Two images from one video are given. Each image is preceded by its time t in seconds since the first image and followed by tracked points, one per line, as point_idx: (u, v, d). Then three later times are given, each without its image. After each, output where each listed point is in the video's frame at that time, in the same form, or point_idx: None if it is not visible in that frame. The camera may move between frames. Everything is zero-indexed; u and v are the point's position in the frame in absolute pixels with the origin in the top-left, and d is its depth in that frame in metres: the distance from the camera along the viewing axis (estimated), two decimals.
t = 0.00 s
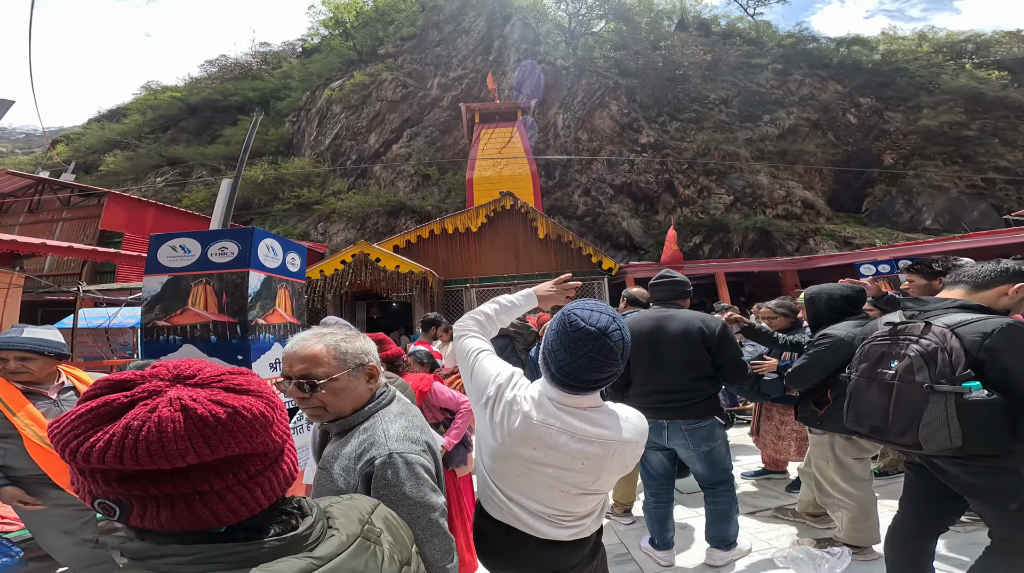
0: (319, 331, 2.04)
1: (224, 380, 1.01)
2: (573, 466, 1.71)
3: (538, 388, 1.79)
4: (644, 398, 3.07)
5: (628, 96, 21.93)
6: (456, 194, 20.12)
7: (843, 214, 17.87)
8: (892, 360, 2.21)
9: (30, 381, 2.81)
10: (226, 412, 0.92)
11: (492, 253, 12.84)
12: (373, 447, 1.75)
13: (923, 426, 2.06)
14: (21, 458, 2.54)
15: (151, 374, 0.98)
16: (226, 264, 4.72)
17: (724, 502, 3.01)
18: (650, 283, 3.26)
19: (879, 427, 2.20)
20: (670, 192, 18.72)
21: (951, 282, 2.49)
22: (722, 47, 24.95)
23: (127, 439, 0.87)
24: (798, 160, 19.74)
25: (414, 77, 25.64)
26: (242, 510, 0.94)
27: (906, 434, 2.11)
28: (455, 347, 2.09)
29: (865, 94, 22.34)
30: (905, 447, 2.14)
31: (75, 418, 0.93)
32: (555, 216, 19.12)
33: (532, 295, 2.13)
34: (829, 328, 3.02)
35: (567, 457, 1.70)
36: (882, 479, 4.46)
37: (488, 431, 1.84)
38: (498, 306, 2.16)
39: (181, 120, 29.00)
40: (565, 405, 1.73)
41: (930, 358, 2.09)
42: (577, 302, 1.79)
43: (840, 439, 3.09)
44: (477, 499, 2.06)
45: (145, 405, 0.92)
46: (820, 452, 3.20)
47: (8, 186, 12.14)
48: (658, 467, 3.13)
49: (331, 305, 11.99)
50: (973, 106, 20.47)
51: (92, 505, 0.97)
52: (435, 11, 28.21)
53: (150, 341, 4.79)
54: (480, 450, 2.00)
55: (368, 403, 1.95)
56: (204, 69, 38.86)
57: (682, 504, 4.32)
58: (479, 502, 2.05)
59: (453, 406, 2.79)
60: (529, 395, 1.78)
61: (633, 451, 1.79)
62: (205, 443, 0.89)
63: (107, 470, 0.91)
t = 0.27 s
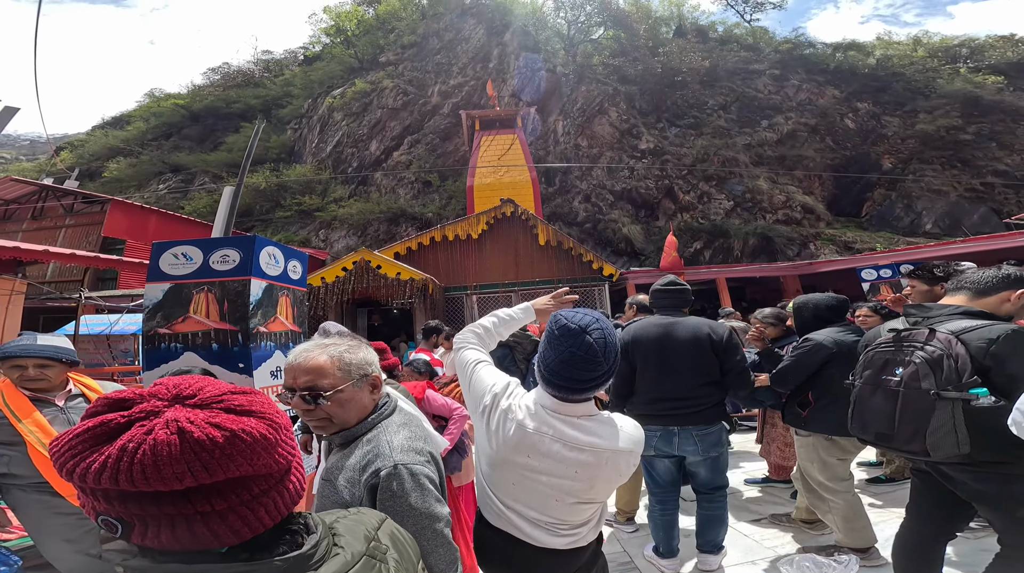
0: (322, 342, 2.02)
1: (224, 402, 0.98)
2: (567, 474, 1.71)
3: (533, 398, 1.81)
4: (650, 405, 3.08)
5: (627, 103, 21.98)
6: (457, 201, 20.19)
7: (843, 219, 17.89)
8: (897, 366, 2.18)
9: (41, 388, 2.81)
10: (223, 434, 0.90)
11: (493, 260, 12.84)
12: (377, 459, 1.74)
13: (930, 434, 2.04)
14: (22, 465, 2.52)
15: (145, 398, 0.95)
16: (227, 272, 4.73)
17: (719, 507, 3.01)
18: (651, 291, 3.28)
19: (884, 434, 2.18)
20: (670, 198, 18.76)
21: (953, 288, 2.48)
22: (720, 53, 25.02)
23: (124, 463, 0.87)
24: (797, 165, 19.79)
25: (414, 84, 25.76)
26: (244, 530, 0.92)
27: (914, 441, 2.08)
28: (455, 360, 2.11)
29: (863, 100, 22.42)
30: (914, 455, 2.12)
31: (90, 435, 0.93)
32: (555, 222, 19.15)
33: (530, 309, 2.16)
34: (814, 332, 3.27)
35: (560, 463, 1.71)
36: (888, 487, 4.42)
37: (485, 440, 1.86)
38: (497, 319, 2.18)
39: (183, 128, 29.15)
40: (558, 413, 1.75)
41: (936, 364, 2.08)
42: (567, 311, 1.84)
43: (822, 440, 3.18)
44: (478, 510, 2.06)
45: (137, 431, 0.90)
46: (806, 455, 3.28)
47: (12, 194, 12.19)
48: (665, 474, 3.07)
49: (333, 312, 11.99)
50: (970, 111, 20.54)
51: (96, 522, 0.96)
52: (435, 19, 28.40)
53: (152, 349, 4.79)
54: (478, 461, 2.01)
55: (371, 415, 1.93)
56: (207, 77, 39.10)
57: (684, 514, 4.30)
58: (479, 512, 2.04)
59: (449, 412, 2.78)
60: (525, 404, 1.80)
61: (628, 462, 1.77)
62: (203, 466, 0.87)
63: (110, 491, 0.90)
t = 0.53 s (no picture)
0: (333, 350, 2.01)
1: (245, 417, 0.97)
2: (563, 472, 1.71)
3: (534, 398, 1.81)
4: (668, 408, 3.08)
5: (627, 106, 21.95)
6: (459, 205, 20.24)
7: (845, 221, 17.88)
8: (904, 371, 2.18)
9: (53, 393, 2.82)
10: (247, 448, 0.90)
11: (495, 263, 12.83)
12: (390, 464, 1.73)
13: (940, 437, 2.02)
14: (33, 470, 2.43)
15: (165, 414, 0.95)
16: (233, 277, 4.83)
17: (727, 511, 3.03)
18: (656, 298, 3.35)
19: (894, 438, 2.18)
20: (671, 201, 18.77)
21: (955, 293, 2.47)
22: (719, 56, 25.03)
23: (147, 481, 0.85)
24: (798, 168, 19.75)
25: (416, 89, 25.85)
26: (266, 545, 0.92)
27: (924, 445, 2.07)
28: (462, 365, 2.11)
29: (863, 102, 22.43)
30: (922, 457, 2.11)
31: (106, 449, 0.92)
32: (557, 226, 19.17)
33: (536, 321, 2.15)
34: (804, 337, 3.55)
35: (557, 462, 1.71)
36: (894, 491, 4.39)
37: (486, 438, 1.86)
38: (504, 328, 2.16)
39: (187, 132, 29.29)
40: (557, 412, 1.75)
41: (944, 368, 2.06)
42: (570, 318, 1.86)
43: (814, 437, 3.37)
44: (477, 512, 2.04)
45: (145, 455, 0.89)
46: (790, 448, 3.46)
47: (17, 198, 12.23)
48: (677, 477, 3.08)
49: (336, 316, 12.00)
50: (971, 112, 20.56)
51: (106, 540, 0.94)
52: (436, 24, 28.50)
53: (158, 354, 4.84)
54: (480, 462, 2.01)
55: (382, 421, 1.92)
56: (210, 81, 39.29)
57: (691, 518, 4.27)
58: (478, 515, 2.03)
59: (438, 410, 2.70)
60: (527, 404, 1.79)
61: (624, 464, 1.77)
62: (228, 486, 0.86)
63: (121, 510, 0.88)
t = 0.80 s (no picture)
0: (337, 348, 2.02)
1: (191, 426, 0.94)
2: (575, 468, 1.71)
3: (547, 393, 1.82)
4: (683, 406, 3.09)
5: (628, 107, 21.92)
6: (459, 206, 20.26)
7: (847, 221, 17.88)
8: (913, 368, 2.18)
9: (54, 393, 2.80)
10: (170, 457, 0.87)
11: (496, 264, 12.83)
12: (394, 462, 1.72)
13: (953, 434, 2.01)
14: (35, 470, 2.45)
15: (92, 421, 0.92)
16: (236, 277, 4.84)
17: (734, 513, 3.10)
18: (661, 295, 3.38)
19: (904, 436, 2.17)
20: (672, 202, 18.77)
21: (957, 291, 2.47)
22: (719, 57, 25.04)
23: (69, 502, 0.83)
24: (799, 168, 19.75)
25: (417, 90, 25.85)
26: (228, 559, 0.91)
27: (935, 442, 2.06)
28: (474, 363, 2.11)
29: (863, 102, 22.43)
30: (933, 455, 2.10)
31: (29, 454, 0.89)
32: (557, 226, 19.19)
33: (545, 318, 2.18)
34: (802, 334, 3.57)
35: (569, 456, 1.71)
36: (894, 491, 4.39)
37: (498, 433, 1.86)
38: (515, 327, 2.17)
39: (188, 133, 29.33)
40: (570, 407, 1.75)
41: (955, 365, 2.06)
42: (583, 315, 1.86)
43: (809, 431, 3.41)
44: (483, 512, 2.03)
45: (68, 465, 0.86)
46: (785, 443, 3.50)
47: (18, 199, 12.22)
48: (684, 478, 3.15)
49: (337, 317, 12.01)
50: (971, 112, 20.54)
51: (48, 557, 0.92)
52: (436, 25, 28.52)
53: (161, 354, 4.84)
54: (489, 460, 2.00)
55: (386, 419, 1.91)
56: (211, 82, 39.32)
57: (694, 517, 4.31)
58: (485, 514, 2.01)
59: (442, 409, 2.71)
60: (540, 398, 1.80)
61: (635, 459, 1.77)
62: (174, 503, 0.85)
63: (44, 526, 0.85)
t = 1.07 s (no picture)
0: (337, 348, 2.01)
1: (279, 428, 0.96)
2: (592, 475, 1.71)
3: (566, 398, 1.82)
4: (685, 406, 3.09)
5: (628, 107, 21.95)
6: (459, 206, 20.30)
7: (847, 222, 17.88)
8: (911, 368, 2.18)
9: (53, 394, 2.80)
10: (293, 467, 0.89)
11: (495, 264, 12.84)
12: (390, 462, 1.73)
13: (957, 433, 2.01)
14: (26, 471, 2.55)
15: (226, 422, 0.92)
16: (236, 277, 4.86)
17: (730, 509, 3.12)
18: (653, 301, 3.46)
19: (904, 436, 2.17)
20: (671, 202, 18.73)
21: (948, 292, 2.50)
22: (719, 57, 25.04)
23: (171, 498, 0.80)
24: (799, 168, 19.66)
25: (417, 90, 25.86)
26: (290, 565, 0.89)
27: (937, 441, 2.07)
28: (485, 365, 2.11)
29: (863, 102, 22.42)
30: (933, 455, 2.10)
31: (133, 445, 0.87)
32: (557, 227, 19.22)
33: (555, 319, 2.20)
34: (791, 335, 3.59)
35: (587, 463, 1.71)
36: (893, 491, 4.40)
37: (511, 436, 1.87)
38: (527, 327, 2.17)
39: (189, 133, 29.39)
40: (589, 415, 1.76)
41: (956, 364, 2.06)
42: (605, 323, 1.85)
43: (795, 430, 3.43)
44: (485, 512, 2.04)
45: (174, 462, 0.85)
46: (774, 441, 3.53)
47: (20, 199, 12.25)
48: (685, 476, 3.13)
49: (337, 317, 12.01)
50: (970, 113, 20.54)
51: (99, 557, 0.87)
52: (436, 25, 28.52)
53: (162, 354, 4.85)
54: (497, 462, 2.01)
55: (385, 420, 1.92)
56: (212, 82, 39.35)
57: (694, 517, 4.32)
58: (489, 516, 2.02)
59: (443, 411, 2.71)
60: (558, 403, 1.81)
61: (652, 470, 1.78)
62: (266, 504, 0.84)
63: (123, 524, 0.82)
